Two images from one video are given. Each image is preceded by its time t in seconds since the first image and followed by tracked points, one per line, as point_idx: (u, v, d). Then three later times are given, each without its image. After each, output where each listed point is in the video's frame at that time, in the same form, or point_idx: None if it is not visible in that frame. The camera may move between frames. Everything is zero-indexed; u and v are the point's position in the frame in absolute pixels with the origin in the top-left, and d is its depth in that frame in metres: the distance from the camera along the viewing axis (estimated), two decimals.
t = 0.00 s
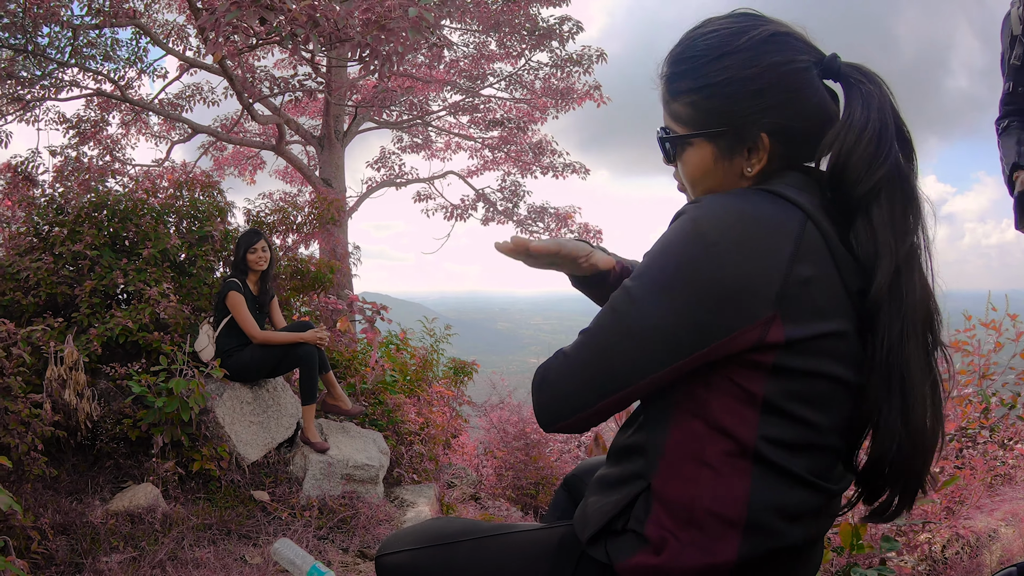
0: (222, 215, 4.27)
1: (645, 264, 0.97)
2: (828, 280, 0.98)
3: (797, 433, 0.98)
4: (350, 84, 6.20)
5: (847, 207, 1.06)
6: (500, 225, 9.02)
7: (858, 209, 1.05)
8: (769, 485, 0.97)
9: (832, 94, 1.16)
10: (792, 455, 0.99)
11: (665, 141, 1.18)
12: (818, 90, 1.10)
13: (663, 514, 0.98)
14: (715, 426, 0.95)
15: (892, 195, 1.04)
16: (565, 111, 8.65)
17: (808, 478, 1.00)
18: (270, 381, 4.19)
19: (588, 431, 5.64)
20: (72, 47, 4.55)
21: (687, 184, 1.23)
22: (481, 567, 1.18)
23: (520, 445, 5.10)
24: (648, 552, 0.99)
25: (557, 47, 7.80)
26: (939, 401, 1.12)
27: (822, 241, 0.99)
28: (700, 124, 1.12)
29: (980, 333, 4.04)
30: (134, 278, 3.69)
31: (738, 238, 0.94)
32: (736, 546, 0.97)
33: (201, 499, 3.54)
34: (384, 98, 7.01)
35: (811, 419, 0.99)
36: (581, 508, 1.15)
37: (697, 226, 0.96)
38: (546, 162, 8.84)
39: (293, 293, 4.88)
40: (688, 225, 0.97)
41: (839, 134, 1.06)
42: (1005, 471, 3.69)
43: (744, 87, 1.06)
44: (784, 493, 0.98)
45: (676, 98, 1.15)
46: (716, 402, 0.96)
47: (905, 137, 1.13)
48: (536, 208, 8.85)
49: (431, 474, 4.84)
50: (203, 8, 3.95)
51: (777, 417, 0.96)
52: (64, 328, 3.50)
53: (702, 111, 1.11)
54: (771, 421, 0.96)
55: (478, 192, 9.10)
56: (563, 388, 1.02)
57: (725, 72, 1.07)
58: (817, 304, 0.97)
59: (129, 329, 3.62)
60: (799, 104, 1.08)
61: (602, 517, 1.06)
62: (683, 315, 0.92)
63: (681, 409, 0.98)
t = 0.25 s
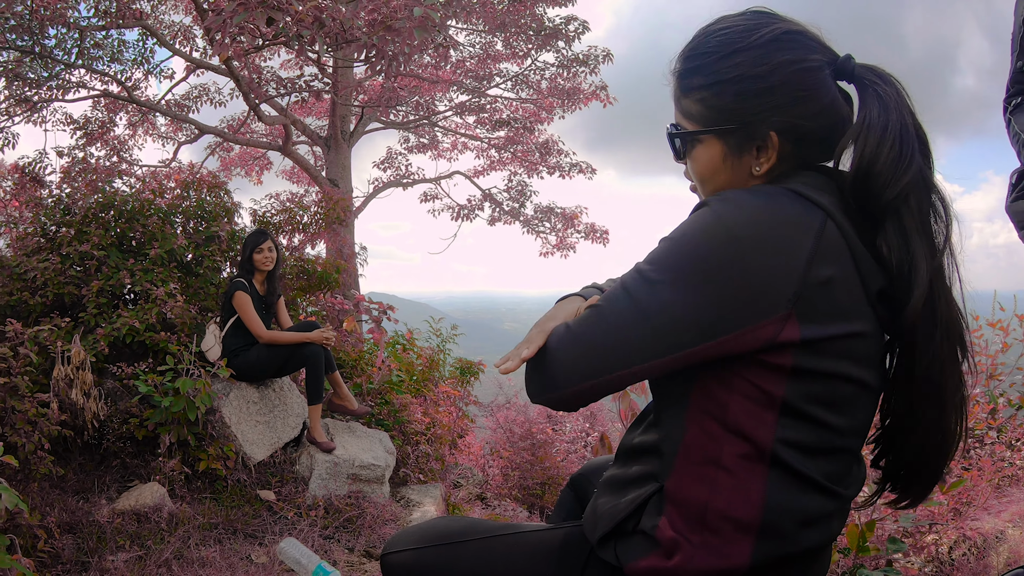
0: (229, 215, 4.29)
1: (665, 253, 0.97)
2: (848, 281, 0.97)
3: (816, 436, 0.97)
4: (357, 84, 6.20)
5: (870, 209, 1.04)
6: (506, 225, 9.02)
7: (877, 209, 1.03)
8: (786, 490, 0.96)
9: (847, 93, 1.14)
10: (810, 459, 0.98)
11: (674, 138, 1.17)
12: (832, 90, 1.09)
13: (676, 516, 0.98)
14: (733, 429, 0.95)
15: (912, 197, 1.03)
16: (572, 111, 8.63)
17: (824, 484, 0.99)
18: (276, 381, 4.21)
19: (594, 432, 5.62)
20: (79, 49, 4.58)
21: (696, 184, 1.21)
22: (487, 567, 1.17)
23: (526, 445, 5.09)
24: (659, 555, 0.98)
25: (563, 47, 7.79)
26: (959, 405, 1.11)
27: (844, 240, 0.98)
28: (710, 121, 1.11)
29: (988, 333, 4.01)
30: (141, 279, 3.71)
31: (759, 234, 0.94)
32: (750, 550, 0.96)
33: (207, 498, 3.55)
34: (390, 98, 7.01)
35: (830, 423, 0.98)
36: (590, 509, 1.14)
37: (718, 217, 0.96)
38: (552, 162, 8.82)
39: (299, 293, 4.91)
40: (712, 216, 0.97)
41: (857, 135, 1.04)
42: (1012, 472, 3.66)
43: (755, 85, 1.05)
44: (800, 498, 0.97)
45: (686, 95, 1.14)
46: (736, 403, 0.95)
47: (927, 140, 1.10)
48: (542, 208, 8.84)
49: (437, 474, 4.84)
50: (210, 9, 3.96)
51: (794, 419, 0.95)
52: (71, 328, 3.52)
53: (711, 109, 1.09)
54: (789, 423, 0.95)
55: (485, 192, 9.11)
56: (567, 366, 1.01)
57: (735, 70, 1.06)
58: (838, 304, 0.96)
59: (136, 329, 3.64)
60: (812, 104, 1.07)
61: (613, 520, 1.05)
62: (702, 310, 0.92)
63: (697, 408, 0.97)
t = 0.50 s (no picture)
0: (233, 216, 4.30)
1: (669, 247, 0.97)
2: (850, 276, 0.96)
3: (817, 433, 0.96)
4: (361, 85, 6.20)
5: (872, 206, 1.04)
6: (510, 225, 9.01)
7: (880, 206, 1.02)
8: (789, 490, 0.95)
9: (851, 93, 1.13)
10: (812, 458, 0.97)
11: (681, 137, 1.17)
12: (835, 89, 1.08)
13: (677, 513, 0.97)
14: (735, 425, 0.94)
15: (916, 196, 1.02)
16: (576, 111, 8.61)
17: (826, 483, 0.98)
18: (281, 382, 4.22)
19: (598, 432, 5.62)
20: (83, 50, 4.60)
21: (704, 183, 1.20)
22: (490, 567, 1.16)
23: (530, 446, 5.08)
24: (660, 554, 0.97)
25: (567, 47, 7.77)
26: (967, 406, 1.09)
27: (848, 236, 0.97)
28: (716, 120, 1.10)
29: (993, 333, 3.97)
30: (146, 279, 3.72)
31: (762, 227, 0.93)
32: (751, 549, 0.95)
33: (212, 498, 3.55)
34: (394, 99, 7.01)
35: (833, 422, 0.96)
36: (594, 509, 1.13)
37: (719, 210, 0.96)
38: (556, 162, 8.82)
39: (303, 294, 4.92)
40: (718, 210, 0.96)
41: (858, 134, 1.03)
42: (1017, 472, 3.64)
43: (756, 82, 1.05)
44: (801, 499, 0.96)
45: (693, 95, 1.14)
46: (738, 397, 0.94)
47: (931, 137, 1.09)
48: (547, 208, 8.83)
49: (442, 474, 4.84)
50: (214, 11, 3.96)
51: (795, 417, 0.94)
52: (76, 328, 3.53)
53: (715, 108, 1.09)
54: (791, 421, 0.94)
55: (489, 193, 9.10)
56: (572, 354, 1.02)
57: (738, 68, 1.06)
58: (841, 300, 0.95)
59: (141, 330, 3.65)
60: (815, 101, 1.06)
61: (617, 516, 1.04)
62: (704, 302, 0.92)
63: (700, 404, 0.96)
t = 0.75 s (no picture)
0: (237, 217, 4.31)
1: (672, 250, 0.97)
2: (855, 277, 0.95)
3: (823, 434, 0.96)
4: (364, 86, 6.20)
5: (875, 207, 1.03)
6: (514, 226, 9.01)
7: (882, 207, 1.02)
8: (794, 490, 0.95)
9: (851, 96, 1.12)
10: (818, 459, 0.97)
11: (684, 141, 1.16)
12: (834, 91, 1.08)
13: (684, 513, 0.96)
14: (741, 426, 0.93)
15: (916, 195, 1.01)
16: (579, 112, 8.61)
17: (832, 484, 0.97)
18: (284, 383, 4.22)
19: (602, 432, 5.61)
20: (87, 51, 4.61)
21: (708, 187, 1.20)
22: (493, 567, 1.16)
23: (534, 446, 5.08)
24: (666, 554, 0.97)
25: (570, 47, 7.77)
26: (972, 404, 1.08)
27: (852, 237, 0.96)
28: (718, 124, 1.10)
29: (996, 333, 3.95)
30: (149, 280, 3.73)
31: (765, 229, 0.93)
32: (757, 549, 0.94)
33: (215, 499, 3.56)
34: (397, 100, 7.01)
35: (838, 422, 0.96)
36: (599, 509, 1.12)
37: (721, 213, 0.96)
38: (559, 163, 8.82)
39: (307, 295, 4.90)
40: (722, 212, 0.96)
41: (858, 135, 1.03)
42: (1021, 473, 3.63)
43: (756, 85, 1.05)
44: (807, 499, 0.95)
45: (694, 100, 1.13)
46: (744, 398, 0.93)
47: (930, 137, 1.09)
48: (550, 209, 8.82)
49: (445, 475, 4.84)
50: (217, 12, 3.97)
51: (801, 418, 0.94)
52: (79, 329, 3.54)
53: (717, 112, 1.09)
54: (798, 421, 0.94)
55: (492, 193, 9.11)
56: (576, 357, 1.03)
57: (738, 72, 1.06)
58: (845, 301, 0.94)
59: (144, 331, 3.66)
60: (816, 103, 1.06)
61: (622, 516, 1.04)
62: (707, 304, 0.92)
63: (706, 405, 0.96)
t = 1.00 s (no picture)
0: (240, 218, 4.31)
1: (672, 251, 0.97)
2: (855, 277, 0.95)
3: (823, 434, 0.95)
4: (367, 87, 6.20)
5: (874, 206, 1.02)
6: (516, 226, 9.01)
7: (882, 207, 1.01)
8: (795, 490, 0.94)
9: (851, 95, 1.12)
10: (818, 460, 0.96)
11: (684, 143, 1.16)
12: (833, 91, 1.07)
13: (683, 514, 0.96)
14: (741, 426, 0.93)
15: (915, 194, 1.01)
16: (582, 113, 8.60)
17: (832, 484, 0.96)
18: (287, 383, 4.23)
19: (604, 433, 5.60)
20: (90, 52, 4.63)
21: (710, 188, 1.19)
22: (494, 569, 1.16)
23: (536, 447, 5.08)
24: (665, 555, 0.96)
25: (572, 48, 7.76)
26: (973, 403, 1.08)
27: (852, 237, 0.96)
28: (717, 125, 1.09)
29: (999, 334, 3.93)
30: (152, 281, 3.73)
31: (764, 230, 0.92)
32: (757, 549, 0.94)
33: (218, 499, 3.56)
34: (400, 100, 7.01)
35: (839, 423, 0.95)
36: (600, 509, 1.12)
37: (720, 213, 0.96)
38: (562, 163, 8.82)
39: (310, 296, 4.91)
40: (722, 212, 0.96)
41: (856, 135, 1.03)
42: None
43: (755, 86, 1.04)
44: (807, 500, 0.95)
45: (694, 102, 1.13)
46: (744, 399, 0.93)
47: (929, 136, 1.08)
48: (553, 209, 8.82)
49: (447, 476, 4.84)
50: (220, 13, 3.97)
51: (800, 418, 0.93)
52: (82, 330, 3.55)
53: (716, 113, 1.08)
54: (798, 422, 0.93)
55: (495, 194, 9.11)
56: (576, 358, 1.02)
57: (737, 73, 1.06)
58: (846, 301, 0.94)
59: (147, 331, 3.66)
60: (816, 102, 1.05)
61: (623, 516, 1.03)
62: (707, 304, 0.91)
63: (706, 406, 0.95)
